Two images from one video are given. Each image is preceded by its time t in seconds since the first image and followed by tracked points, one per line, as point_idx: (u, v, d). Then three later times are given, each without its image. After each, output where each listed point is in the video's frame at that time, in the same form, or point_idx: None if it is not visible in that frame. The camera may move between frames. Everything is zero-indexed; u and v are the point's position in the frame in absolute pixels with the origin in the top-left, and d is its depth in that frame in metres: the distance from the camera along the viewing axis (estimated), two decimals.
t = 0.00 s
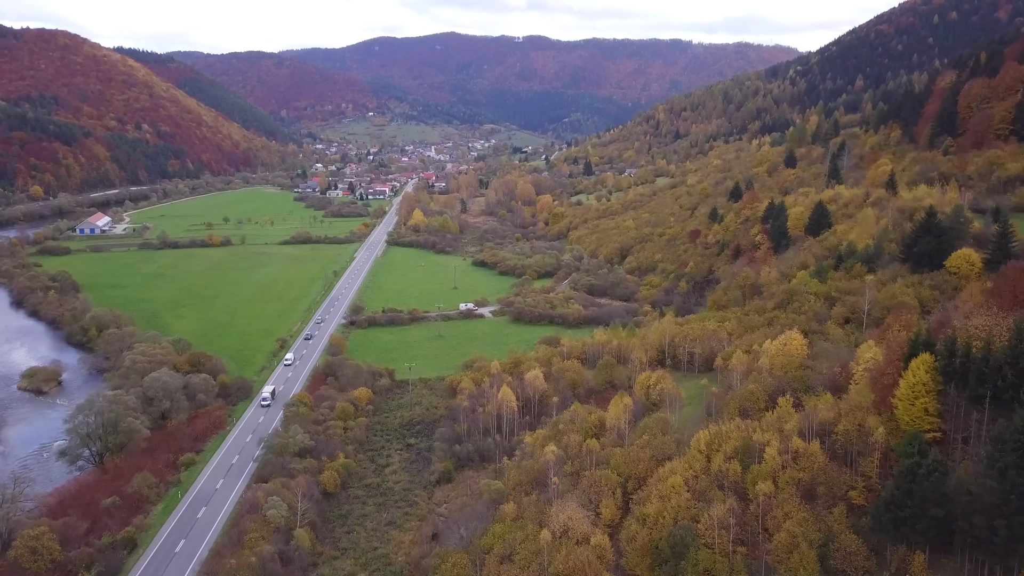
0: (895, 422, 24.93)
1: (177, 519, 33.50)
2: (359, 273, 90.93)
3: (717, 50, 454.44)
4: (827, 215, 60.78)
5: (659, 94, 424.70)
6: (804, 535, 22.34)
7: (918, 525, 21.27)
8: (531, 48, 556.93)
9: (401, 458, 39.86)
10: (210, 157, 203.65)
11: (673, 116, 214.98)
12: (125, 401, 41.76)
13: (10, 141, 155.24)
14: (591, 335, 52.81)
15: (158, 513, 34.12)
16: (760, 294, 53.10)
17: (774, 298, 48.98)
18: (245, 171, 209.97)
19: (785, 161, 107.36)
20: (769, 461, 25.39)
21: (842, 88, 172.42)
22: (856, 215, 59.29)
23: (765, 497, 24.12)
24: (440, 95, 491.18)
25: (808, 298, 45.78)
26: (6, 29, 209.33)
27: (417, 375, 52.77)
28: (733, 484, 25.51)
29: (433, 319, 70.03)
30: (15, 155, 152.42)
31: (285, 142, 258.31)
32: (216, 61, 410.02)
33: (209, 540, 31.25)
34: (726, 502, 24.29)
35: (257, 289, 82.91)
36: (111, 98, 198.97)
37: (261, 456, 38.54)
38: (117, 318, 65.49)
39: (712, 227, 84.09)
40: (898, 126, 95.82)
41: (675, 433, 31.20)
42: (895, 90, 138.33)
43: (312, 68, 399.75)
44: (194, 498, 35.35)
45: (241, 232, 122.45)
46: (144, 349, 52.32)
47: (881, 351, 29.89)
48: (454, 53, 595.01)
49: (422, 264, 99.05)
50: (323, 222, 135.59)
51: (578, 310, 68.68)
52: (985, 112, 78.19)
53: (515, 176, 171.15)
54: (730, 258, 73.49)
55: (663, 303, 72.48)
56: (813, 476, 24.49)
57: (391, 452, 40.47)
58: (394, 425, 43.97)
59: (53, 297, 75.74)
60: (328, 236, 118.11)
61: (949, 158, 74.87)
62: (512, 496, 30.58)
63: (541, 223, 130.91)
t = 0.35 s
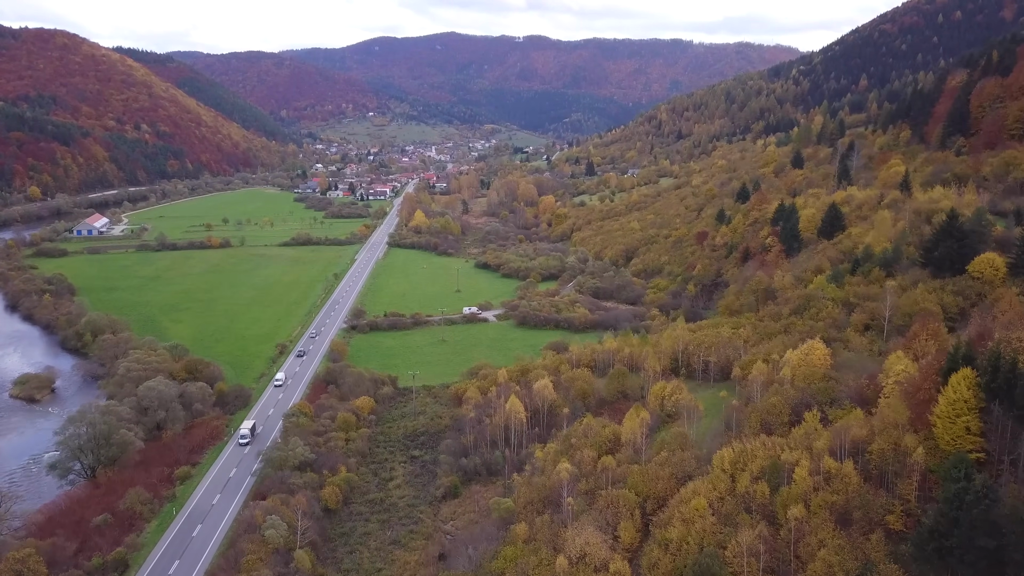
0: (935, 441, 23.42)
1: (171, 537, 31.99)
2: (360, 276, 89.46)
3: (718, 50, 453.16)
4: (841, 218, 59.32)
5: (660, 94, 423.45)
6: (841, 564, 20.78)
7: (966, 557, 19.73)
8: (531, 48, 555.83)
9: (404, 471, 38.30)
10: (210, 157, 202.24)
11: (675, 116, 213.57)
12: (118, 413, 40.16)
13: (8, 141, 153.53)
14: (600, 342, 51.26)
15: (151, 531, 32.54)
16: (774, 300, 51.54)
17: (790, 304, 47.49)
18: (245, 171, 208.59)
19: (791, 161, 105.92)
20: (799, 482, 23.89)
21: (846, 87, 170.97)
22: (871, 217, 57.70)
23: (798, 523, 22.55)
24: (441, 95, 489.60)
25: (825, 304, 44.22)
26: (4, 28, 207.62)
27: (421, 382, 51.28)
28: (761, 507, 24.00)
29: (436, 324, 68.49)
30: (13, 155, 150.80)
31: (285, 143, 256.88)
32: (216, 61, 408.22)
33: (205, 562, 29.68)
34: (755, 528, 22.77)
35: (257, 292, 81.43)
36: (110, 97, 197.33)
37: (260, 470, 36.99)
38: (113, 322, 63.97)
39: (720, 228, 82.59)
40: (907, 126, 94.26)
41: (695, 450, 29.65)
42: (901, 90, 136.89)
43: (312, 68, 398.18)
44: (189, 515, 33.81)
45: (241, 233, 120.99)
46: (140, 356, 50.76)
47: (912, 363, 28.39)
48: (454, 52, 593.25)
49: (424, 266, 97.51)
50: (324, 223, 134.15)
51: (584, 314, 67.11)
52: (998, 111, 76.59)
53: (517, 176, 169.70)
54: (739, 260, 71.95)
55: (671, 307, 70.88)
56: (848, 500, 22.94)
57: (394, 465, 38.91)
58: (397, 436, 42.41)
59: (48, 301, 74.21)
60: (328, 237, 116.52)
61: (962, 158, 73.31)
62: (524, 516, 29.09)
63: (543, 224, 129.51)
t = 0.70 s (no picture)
0: (978, 462, 21.89)
1: (165, 556, 30.49)
2: (361, 278, 88.06)
3: (719, 50, 451.64)
4: (854, 221, 57.91)
5: (661, 94, 421.95)
6: None
7: None
8: (532, 48, 554.45)
9: (409, 485, 36.86)
10: (210, 158, 200.88)
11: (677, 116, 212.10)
12: (111, 425, 38.72)
13: (5, 142, 151.96)
14: (609, 348, 49.82)
15: (145, 549, 31.06)
16: (789, 306, 50.03)
17: (805, 310, 46.03)
18: (245, 172, 207.21)
19: (798, 162, 104.36)
20: (833, 504, 22.37)
21: (850, 87, 169.44)
22: (886, 220, 56.12)
23: (834, 550, 21.02)
24: (441, 95, 488.04)
25: (844, 310, 42.75)
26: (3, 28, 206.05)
27: (425, 390, 49.80)
28: (791, 531, 22.49)
29: (439, 328, 67.04)
30: (10, 155, 149.33)
31: (285, 143, 255.40)
32: (216, 61, 406.72)
33: None
34: (786, 554, 21.28)
35: (256, 295, 79.96)
36: (109, 98, 195.83)
37: (258, 484, 35.47)
38: (109, 327, 62.49)
39: (728, 230, 81.07)
40: (917, 126, 92.65)
41: (715, 467, 28.23)
42: (907, 90, 135.36)
43: (312, 68, 396.73)
44: (184, 532, 32.29)
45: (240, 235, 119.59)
46: (135, 364, 49.31)
47: (946, 377, 26.94)
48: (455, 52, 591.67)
49: (426, 268, 96.11)
50: (324, 224, 132.73)
51: (590, 318, 65.70)
52: (1013, 110, 74.93)
53: (519, 176, 168.24)
54: (748, 263, 70.44)
55: (679, 311, 69.42)
56: (886, 525, 21.41)
57: (398, 479, 37.50)
58: (401, 447, 40.97)
59: (43, 304, 72.73)
60: (329, 239, 115.06)
61: (975, 158, 71.75)
62: (536, 537, 27.63)
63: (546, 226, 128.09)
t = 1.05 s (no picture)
0: None
1: None
2: (363, 281, 86.69)
3: (720, 50, 449.98)
4: (868, 223, 56.48)
5: (662, 94, 420.33)
6: None
7: None
8: (533, 48, 553.03)
9: (413, 500, 35.46)
10: (209, 158, 199.42)
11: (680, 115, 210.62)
12: (103, 437, 37.21)
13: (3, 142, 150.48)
14: (618, 355, 48.35)
15: (137, 570, 29.55)
16: (803, 311, 48.58)
17: (822, 317, 44.59)
18: (245, 172, 205.81)
19: (805, 162, 102.89)
20: (870, 531, 20.84)
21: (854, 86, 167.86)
22: (901, 223, 54.59)
23: None
24: (441, 95, 486.51)
25: (863, 317, 41.27)
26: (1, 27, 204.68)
27: (429, 398, 48.34)
28: (826, 560, 20.98)
29: (442, 333, 65.63)
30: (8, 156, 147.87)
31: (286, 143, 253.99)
32: (216, 61, 405.34)
33: None
34: None
35: (255, 298, 78.52)
36: (108, 97, 194.37)
37: (255, 502, 33.86)
38: (105, 332, 61.04)
39: (735, 232, 79.56)
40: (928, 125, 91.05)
41: (737, 486, 26.82)
42: (913, 90, 133.86)
43: (312, 68, 395.33)
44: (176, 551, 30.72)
45: (240, 236, 118.18)
46: (129, 371, 47.82)
47: (983, 391, 25.42)
48: (455, 52, 590.41)
49: (428, 270, 94.68)
50: (325, 226, 131.44)
51: (597, 323, 64.22)
52: None
53: (521, 177, 166.79)
54: (758, 266, 68.95)
55: (687, 315, 67.95)
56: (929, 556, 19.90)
57: (402, 493, 36.09)
58: (404, 459, 39.57)
59: (38, 308, 71.31)
60: (329, 241, 113.55)
61: (990, 157, 70.13)
62: (549, 560, 26.17)
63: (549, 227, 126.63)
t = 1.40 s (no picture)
0: None
1: None
2: (364, 284, 85.35)
3: (721, 50, 448.30)
4: (883, 226, 55.01)
5: (662, 95, 418.67)
6: None
7: None
8: (533, 48, 551.68)
9: (418, 516, 34.03)
10: (209, 159, 198.00)
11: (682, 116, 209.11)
12: (94, 450, 35.73)
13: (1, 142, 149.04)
14: (628, 363, 46.88)
15: None
16: (819, 318, 47.17)
17: (839, 324, 43.17)
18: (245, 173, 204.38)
19: (812, 163, 101.45)
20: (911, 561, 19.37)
21: (859, 86, 166.28)
22: (917, 226, 53.16)
23: None
24: (442, 95, 485.21)
25: (883, 324, 39.85)
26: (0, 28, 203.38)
27: (433, 406, 46.91)
28: None
29: (446, 338, 64.23)
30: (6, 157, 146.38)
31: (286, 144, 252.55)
32: (216, 61, 404.01)
33: None
34: None
35: (254, 302, 77.11)
36: (107, 98, 192.95)
37: (253, 519, 32.39)
38: (100, 337, 59.58)
39: (743, 234, 78.12)
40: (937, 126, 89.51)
41: (762, 506, 25.39)
42: (919, 90, 132.37)
43: (312, 68, 393.96)
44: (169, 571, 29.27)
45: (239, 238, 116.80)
46: (123, 380, 46.34)
47: None
48: (455, 52, 588.84)
49: (430, 273, 93.37)
50: (326, 227, 130.17)
51: (604, 327, 62.79)
52: None
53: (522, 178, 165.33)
54: (767, 268, 67.51)
55: (696, 319, 66.54)
56: None
57: (406, 509, 34.66)
58: (408, 472, 38.12)
59: (33, 312, 69.89)
60: (329, 243, 112.15)
61: (1004, 157, 68.62)
62: None
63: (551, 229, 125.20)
